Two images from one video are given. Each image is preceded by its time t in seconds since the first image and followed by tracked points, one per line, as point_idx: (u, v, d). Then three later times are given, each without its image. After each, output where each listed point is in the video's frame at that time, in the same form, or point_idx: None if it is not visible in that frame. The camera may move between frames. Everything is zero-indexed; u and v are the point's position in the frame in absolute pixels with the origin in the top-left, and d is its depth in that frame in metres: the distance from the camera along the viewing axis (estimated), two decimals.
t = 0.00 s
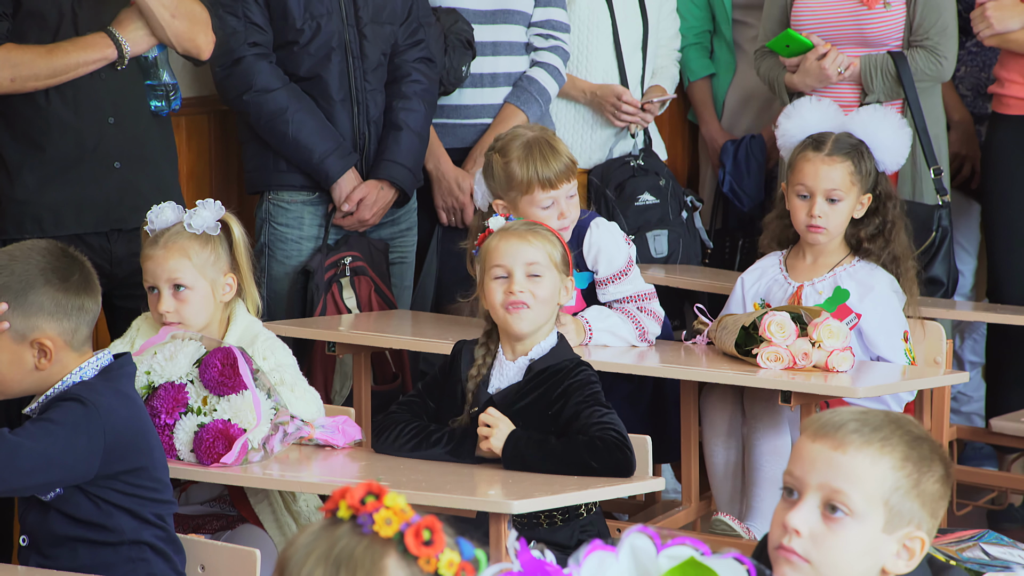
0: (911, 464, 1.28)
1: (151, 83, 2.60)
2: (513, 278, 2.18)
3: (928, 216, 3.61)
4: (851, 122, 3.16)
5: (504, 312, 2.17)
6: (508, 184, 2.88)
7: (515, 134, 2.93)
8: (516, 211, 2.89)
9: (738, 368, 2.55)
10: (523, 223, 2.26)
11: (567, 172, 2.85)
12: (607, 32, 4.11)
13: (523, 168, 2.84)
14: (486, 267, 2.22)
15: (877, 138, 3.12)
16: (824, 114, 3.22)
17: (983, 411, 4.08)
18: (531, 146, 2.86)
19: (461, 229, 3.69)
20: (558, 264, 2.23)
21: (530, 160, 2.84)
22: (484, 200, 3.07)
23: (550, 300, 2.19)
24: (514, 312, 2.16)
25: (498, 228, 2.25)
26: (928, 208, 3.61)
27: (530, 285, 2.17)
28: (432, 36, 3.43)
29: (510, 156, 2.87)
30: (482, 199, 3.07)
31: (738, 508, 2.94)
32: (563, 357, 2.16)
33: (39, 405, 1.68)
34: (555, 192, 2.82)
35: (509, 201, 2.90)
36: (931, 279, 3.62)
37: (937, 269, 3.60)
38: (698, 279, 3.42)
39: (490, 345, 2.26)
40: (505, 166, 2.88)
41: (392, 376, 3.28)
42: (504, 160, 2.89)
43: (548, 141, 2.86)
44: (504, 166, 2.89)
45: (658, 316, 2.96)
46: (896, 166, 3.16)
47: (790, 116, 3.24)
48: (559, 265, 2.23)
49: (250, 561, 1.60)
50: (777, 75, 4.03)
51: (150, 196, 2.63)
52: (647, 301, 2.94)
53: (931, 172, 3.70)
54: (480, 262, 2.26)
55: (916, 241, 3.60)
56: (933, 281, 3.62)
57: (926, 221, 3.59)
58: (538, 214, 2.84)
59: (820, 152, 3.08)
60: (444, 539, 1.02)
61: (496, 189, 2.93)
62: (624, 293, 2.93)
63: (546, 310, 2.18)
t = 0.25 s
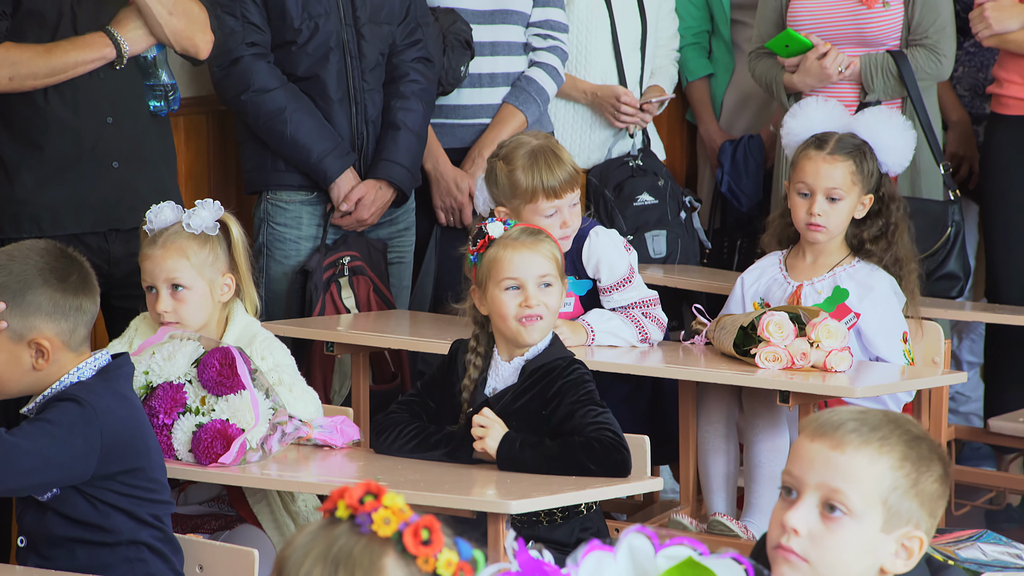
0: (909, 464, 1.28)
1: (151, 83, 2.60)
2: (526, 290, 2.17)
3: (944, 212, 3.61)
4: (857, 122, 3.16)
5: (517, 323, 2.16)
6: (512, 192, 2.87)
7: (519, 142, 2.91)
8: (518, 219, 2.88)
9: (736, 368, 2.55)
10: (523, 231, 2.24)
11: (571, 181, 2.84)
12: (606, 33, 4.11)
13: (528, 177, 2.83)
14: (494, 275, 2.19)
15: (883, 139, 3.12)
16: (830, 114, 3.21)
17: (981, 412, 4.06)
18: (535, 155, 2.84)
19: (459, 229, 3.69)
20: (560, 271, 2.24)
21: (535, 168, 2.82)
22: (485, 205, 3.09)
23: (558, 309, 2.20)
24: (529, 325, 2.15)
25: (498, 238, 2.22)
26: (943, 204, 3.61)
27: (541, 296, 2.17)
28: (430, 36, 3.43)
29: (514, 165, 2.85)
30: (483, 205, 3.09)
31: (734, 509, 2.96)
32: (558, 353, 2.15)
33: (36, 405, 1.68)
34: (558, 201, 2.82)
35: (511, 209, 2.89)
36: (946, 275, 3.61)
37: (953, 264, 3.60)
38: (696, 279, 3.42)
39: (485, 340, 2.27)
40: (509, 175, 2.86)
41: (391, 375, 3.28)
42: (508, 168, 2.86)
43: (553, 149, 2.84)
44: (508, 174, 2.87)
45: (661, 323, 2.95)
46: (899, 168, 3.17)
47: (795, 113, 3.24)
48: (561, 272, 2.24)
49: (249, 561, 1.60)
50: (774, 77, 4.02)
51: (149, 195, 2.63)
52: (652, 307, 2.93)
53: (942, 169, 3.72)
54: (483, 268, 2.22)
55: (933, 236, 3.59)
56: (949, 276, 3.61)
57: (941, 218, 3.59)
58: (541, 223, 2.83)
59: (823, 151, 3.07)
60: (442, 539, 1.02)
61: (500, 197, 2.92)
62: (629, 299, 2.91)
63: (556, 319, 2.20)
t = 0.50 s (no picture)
0: (904, 463, 1.28)
1: (147, 85, 2.61)
2: (516, 302, 2.15)
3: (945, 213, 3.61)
4: (857, 121, 3.15)
5: (508, 335, 2.15)
6: (508, 190, 2.87)
7: (517, 140, 2.91)
8: (513, 217, 2.89)
9: (731, 368, 2.54)
10: (507, 243, 2.22)
11: (568, 181, 2.85)
12: (602, 32, 4.11)
13: (524, 176, 2.83)
14: (482, 289, 2.17)
15: (881, 140, 3.12)
16: (829, 113, 3.20)
17: (976, 411, 4.07)
18: (533, 154, 2.85)
19: (454, 229, 3.69)
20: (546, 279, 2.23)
21: (532, 168, 2.83)
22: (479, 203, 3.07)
23: (548, 317, 2.20)
24: (522, 336, 2.15)
25: (482, 252, 2.21)
26: (944, 205, 3.61)
27: (531, 306, 2.16)
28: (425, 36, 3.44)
29: (511, 163, 2.85)
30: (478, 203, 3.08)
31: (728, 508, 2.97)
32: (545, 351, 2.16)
33: (18, 405, 1.67)
34: (553, 201, 2.82)
35: (507, 207, 2.89)
36: (946, 275, 3.61)
37: (953, 264, 3.60)
38: (691, 279, 3.42)
39: (473, 348, 2.26)
40: (506, 173, 2.86)
41: (388, 375, 3.28)
42: (505, 166, 2.87)
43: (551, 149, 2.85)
44: (505, 172, 2.87)
45: (657, 323, 2.94)
46: (897, 169, 3.16)
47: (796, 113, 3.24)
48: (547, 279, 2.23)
49: (244, 562, 1.59)
50: (772, 77, 4.02)
51: (144, 195, 2.63)
52: (647, 307, 2.92)
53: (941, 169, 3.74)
54: (471, 280, 2.21)
55: (932, 236, 3.59)
56: (949, 276, 3.62)
57: (943, 218, 3.59)
58: (536, 221, 2.84)
59: (813, 150, 3.07)
60: (432, 539, 1.02)
61: (495, 194, 2.92)
62: (623, 300, 2.90)
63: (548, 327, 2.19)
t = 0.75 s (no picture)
0: (901, 463, 1.28)
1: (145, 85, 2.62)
2: (513, 301, 2.16)
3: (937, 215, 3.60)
4: (846, 122, 3.20)
5: (506, 334, 2.15)
6: (506, 181, 2.86)
7: (517, 132, 2.91)
8: (512, 209, 2.89)
9: (728, 368, 2.55)
10: (503, 242, 2.23)
11: (568, 173, 2.86)
12: (599, 32, 4.11)
13: (524, 167, 2.83)
14: (479, 288, 2.18)
15: (870, 140, 3.16)
16: (822, 112, 3.25)
17: (973, 412, 4.09)
18: (532, 145, 2.85)
19: (451, 229, 3.68)
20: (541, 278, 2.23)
21: (532, 159, 2.83)
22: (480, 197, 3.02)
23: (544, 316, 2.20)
24: (519, 335, 2.15)
25: (479, 250, 2.21)
26: (936, 207, 3.60)
27: (528, 305, 2.16)
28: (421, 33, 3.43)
29: (511, 153, 2.85)
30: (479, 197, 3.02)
31: (726, 507, 2.97)
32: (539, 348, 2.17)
33: None
34: (552, 192, 2.82)
35: (505, 199, 2.89)
36: (938, 276, 3.63)
37: (946, 265, 3.62)
38: (688, 279, 3.42)
39: (469, 349, 2.25)
40: (506, 163, 2.86)
41: (383, 373, 3.30)
42: (505, 156, 2.87)
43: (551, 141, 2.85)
44: (504, 162, 2.86)
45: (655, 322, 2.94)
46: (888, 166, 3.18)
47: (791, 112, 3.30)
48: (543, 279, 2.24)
49: (240, 561, 1.59)
50: (772, 76, 4.02)
51: (141, 195, 2.62)
52: (646, 306, 2.91)
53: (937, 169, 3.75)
54: (467, 280, 2.21)
55: (926, 237, 3.59)
56: (941, 277, 3.63)
57: (935, 220, 3.59)
58: (535, 212, 2.83)
59: (799, 150, 3.06)
60: (427, 539, 1.02)
61: (494, 186, 2.92)
62: (622, 298, 2.90)
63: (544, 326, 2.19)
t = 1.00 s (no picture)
0: (899, 465, 1.28)
1: (145, 86, 2.63)
2: (515, 300, 2.16)
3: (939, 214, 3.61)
4: (835, 119, 3.17)
5: (509, 334, 2.15)
6: (507, 183, 2.91)
7: (518, 135, 2.97)
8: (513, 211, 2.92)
9: (726, 369, 2.55)
10: (502, 242, 2.23)
11: (568, 175, 2.89)
12: (597, 32, 4.11)
13: (524, 169, 2.88)
14: (480, 289, 2.18)
15: (863, 136, 3.14)
16: (808, 110, 3.21)
17: (972, 413, 4.09)
18: (533, 148, 2.90)
19: (450, 230, 3.68)
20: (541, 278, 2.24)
21: (531, 162, 2.87)
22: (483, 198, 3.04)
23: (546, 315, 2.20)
24: (522, 335, 2.15)
25: (478, 251, 2.21)
26: (938, 207, 3.61)
27: (530, 304, 2.17)
28: (414, 34, 3.42)
29: (511, 155, 2.90)
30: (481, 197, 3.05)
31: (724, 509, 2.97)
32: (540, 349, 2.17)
33: None
34: (552, 194, 2.86)
35: (507, 201, 2.93)
36: (940, 276, 3.61)
37: (947, 266, 3.60)
38: (687, 281, 3.41)
39: (470, 350, 2.25)
40: (506, 165, 2.91)
41: (373, 374, 3.29)
42: (505, 159, 2.92)
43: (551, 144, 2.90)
44: (505, 165, 2.91)
45: (660, 322, 2.91)
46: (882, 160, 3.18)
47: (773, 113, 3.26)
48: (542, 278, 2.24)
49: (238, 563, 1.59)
50: (771, 75, 4.02)
51: (139, 195, 2.62)
52: (649, 306, 2.89)
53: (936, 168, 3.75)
54: (467, 282, 2.21)
55: (926, 237, 3.60)
56: (943, 277, 3.61)
57: (937, 219, 3.60)
58: (536, 214, 2.86)
59: (803, 151, 3.08)
60: (432, 541, 1.01)
61: (495, 189, 2.96)
62: (624, 297, 2.89)
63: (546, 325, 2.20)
